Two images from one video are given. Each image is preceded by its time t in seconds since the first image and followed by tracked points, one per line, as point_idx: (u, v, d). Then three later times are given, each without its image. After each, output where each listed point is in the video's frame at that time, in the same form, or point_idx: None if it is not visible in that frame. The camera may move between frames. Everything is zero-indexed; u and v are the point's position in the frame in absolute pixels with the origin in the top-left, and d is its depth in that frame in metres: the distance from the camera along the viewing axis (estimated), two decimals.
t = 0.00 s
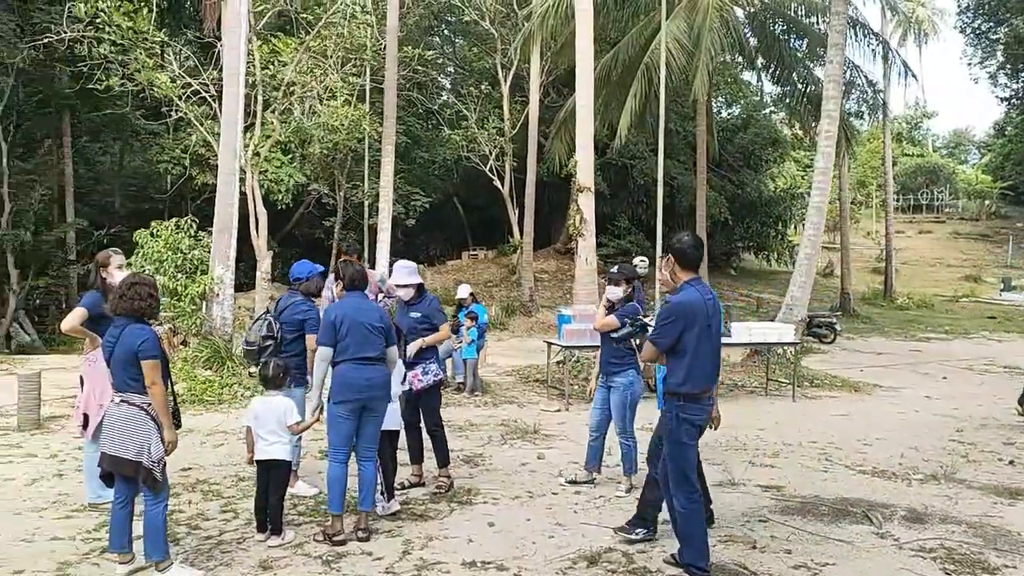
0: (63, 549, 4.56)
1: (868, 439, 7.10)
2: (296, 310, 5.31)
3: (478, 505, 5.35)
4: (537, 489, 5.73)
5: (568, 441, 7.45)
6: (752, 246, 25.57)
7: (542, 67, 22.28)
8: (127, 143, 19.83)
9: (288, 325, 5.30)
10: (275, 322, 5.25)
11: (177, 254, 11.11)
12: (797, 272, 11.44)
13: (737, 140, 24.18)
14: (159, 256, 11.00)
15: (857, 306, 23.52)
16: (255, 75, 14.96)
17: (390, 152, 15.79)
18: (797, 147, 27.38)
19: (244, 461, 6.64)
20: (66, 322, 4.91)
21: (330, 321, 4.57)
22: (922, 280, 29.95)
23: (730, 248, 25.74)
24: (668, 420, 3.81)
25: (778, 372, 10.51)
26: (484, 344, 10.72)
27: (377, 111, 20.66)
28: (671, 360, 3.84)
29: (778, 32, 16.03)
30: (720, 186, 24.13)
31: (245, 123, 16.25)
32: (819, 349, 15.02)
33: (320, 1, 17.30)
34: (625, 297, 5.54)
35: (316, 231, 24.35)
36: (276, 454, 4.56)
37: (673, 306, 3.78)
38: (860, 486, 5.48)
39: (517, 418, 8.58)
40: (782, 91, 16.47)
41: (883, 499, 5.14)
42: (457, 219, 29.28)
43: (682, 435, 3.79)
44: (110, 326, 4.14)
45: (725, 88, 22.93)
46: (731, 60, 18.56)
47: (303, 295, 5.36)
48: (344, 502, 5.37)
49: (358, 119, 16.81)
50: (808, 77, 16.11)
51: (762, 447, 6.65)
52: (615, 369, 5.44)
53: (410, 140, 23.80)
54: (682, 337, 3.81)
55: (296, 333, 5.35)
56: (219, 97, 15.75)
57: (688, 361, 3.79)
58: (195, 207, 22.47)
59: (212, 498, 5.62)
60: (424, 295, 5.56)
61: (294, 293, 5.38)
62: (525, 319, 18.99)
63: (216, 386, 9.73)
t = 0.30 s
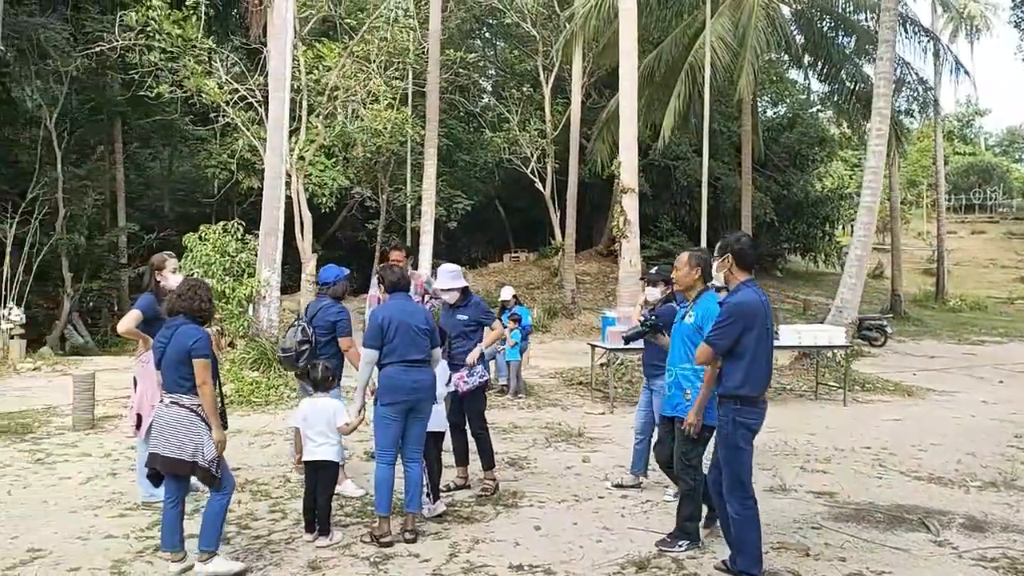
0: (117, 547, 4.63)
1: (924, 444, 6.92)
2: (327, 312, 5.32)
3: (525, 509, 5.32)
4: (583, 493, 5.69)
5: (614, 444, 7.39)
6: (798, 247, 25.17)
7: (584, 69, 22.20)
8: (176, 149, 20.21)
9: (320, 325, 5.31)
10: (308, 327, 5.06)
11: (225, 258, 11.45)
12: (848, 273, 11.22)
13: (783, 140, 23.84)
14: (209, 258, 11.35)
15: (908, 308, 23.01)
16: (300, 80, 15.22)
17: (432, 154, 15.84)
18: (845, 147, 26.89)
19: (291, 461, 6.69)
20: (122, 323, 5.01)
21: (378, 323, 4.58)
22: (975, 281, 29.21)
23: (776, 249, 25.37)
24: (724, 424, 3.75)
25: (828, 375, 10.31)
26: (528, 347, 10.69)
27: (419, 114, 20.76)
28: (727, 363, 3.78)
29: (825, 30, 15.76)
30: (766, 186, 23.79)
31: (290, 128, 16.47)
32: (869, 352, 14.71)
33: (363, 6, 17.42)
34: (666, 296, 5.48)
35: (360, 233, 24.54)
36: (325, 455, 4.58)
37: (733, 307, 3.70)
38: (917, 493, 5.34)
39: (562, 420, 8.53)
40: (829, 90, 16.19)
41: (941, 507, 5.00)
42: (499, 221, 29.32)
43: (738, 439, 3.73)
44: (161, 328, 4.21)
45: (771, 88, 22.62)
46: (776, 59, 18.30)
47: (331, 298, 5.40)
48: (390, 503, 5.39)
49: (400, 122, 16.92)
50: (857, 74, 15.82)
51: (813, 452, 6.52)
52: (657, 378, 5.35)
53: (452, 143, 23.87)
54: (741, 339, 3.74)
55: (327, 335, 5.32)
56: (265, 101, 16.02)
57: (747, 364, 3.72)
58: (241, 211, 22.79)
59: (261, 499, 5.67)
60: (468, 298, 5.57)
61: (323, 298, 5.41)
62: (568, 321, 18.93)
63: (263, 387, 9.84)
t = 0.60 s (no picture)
0: (173, 543, 4.75)
1: (979, 450, 6.77)
2: (362, 311, 5.43)
3: (570, 511, 5.32)
4: (629, 495, 5.67)
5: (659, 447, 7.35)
6: (847, 248, 24.75)
7: (627, 70, 22.10)
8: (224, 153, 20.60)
9: (356, 324, 5.39)
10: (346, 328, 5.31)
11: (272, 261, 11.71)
12: (898, 275, 11.02)
13: (830, 140, 23.48)
14: (256, 261, 11.66)
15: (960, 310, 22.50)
16: (345, 85, 15.42)
17: (475, 157, 15.90)
18: (894, 146, 26.38)
19: (339, 461, 6.78)
20: (175, 324, 5.12)
21: (423, 325, 4.62)
22: None
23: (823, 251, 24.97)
24: (776, 427, 3.71)
25: (879, 379, 10.13)
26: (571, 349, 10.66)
27: (462, 116, 20.85)
28: (778, 365, 3.74)
29: (874, 28, 15.51)
30: (812, 187, 23.45)
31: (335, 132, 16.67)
32: (920, 356, 14.40)
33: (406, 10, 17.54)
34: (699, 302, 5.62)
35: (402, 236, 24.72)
36: (373, 455, 4.63)
37: (786, 308, 3.66)
38: (972, 499, 5.23)
39: (606, 423, 8.50)
40: (878, 89, 15.92)
41: (999, 514, 4.89)
42: (541, 223, 29.33)
43: (791, 443, 3.69)
44: (216, 328, 4.28)
45: (817, 87, 22.29)
46: (823, 57, 18.04)
47: (367, 297, 5.51)
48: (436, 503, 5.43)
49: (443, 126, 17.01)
50: (907, 72, 15.52)
51: (864, 457, 6.41)
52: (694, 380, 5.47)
53: (494, 145, 23.93)
54: (793, 341, 3.70)
55: (364, 333, 5.42)
56: (310, 106, 16.24)
57: (799, 367, 3.69)
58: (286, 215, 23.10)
59: (309, 498, 5.75)
60: (515, 299, 5.58)
61: (359, 297, 5.53)
62: (611, 324, 18.87)
63: (309, 388, 9.97)
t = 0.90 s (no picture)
0: (224, 540, 4.84)
1: None
2: (404, 314, 5.48)
3: (614, 514, 5.30)
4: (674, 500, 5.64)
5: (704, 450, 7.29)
6: (896, 250, 24.30)
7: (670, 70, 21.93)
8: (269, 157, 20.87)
9: (398, 326, 5.47)
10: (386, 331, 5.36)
11: (317, 261, 11.98)
12: (951, 277, 10.79)
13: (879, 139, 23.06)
14: (303, 264, 11.95)
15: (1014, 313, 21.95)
16: (389, 89, 15.54)
17: (518, 160, 15.92)
18: (946, 145, 25.80)
19: (384, 462, 6.84)
20: (227, 327, 5.25)
21: (470, 328, 4.66)
22: None
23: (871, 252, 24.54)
24: (827, 432, 3.67)
25: (930, 384, 9.93)
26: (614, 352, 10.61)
27: (504, 118, 20.88)
28: (829, 369, 3.69)
29: (925, 25, 15.20)
30: (861, 187, 23.05)
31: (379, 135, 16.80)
32: (972, 360, 14.08)
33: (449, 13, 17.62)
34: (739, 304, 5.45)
35: (444, 238, 24.85)
36: (420, 456, 4.67)
37: (839, 313, 3.61)
38: None
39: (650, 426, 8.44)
40: (929, 88, 15.59)
41: None
42: (583, 225, 29.26)
43: (841, 448, 3.65)
44: (271, 331, 4.36)
45: (866, 85, 21.90)
46: (872, 55, 17.72)
47: (408, 301, 5.53)
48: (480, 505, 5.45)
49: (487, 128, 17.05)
50: (959, 70, 15.18)
51: (916, 463, 6.28)
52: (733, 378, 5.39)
53: (536, 147, 23.92)
54: (845, 345, 3.65)
55: (405, 335, 5.49)
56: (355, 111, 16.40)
57: (850, 372, 3.64)
58: (330, 218, 23.37)
59: (356, 498, 5.82)
60: (561, 303, 5.59)
61: (400, 300, 5.55)
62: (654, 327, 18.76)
63: (354, 390, 10.08)
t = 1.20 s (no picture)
0: (274, 538, 4.92)
1: None
2: (445, 316, 5.56)
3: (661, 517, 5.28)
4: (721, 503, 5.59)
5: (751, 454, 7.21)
6: (947, 250, 23.77)
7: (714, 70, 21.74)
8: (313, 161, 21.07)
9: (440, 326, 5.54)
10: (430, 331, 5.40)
11: (361, 263, 12.20)
12: (1006, 278, 10.53)
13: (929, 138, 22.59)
14: (347, 265, 12.14)
15: None
16: (432, 92, 15.62)
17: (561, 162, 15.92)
18: (999, 144, 25.18)
19: (429, 462, 6.90)
20: (275, 329, 5.35)
21: (519, 329, 4.68)
22: None
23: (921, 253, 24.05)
24: (879, 436, 3.62)
25: (984, 387, 9.69)
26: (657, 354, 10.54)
27: (546, 120, 20.89)
28: (882, 372, 3.63)
29: (977, 21, 14.87)
30: (910, 186, 22.61)
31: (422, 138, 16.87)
32: None
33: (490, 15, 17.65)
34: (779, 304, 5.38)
35: (486, 240, 24.91)
36: (466, 456, 4.69)
37: (892, 315, 3.55)
38: None
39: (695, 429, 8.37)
40: (982, 85, 15.26)
41: None
42: (625, 226, 29.11)
43: (894, 452, 3.59)
44: (322, 333, 4.44)
45: (915, 83, 21.48)
46: (921, 52, 17.38)
47: (451, 302, 5.57)
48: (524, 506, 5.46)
49: (529, 130, 17.05)
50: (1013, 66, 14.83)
51: (969, 468, 6.15)
52: (773, 379, 5.31)
53: (578, 148, 23.86)
54: (898, 348, 3.59)
55: (446, 336, 5.56)
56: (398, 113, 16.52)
57: (904, 375, 3.58)
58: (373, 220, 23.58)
59: (401, 497, 5.87)
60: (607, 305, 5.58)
61: (442, 302, 5.60)
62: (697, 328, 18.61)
63: (398, 391, 10.17)
